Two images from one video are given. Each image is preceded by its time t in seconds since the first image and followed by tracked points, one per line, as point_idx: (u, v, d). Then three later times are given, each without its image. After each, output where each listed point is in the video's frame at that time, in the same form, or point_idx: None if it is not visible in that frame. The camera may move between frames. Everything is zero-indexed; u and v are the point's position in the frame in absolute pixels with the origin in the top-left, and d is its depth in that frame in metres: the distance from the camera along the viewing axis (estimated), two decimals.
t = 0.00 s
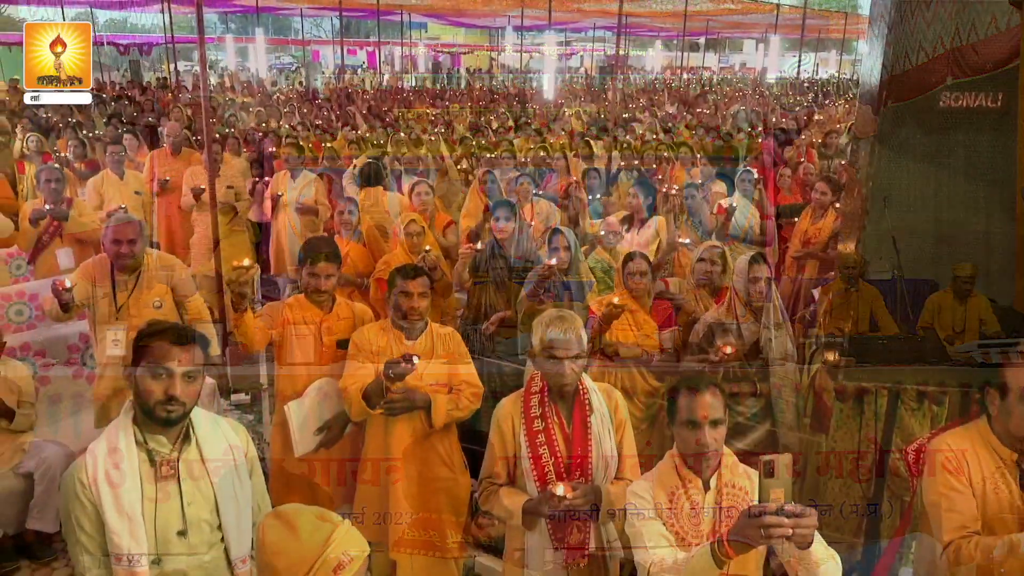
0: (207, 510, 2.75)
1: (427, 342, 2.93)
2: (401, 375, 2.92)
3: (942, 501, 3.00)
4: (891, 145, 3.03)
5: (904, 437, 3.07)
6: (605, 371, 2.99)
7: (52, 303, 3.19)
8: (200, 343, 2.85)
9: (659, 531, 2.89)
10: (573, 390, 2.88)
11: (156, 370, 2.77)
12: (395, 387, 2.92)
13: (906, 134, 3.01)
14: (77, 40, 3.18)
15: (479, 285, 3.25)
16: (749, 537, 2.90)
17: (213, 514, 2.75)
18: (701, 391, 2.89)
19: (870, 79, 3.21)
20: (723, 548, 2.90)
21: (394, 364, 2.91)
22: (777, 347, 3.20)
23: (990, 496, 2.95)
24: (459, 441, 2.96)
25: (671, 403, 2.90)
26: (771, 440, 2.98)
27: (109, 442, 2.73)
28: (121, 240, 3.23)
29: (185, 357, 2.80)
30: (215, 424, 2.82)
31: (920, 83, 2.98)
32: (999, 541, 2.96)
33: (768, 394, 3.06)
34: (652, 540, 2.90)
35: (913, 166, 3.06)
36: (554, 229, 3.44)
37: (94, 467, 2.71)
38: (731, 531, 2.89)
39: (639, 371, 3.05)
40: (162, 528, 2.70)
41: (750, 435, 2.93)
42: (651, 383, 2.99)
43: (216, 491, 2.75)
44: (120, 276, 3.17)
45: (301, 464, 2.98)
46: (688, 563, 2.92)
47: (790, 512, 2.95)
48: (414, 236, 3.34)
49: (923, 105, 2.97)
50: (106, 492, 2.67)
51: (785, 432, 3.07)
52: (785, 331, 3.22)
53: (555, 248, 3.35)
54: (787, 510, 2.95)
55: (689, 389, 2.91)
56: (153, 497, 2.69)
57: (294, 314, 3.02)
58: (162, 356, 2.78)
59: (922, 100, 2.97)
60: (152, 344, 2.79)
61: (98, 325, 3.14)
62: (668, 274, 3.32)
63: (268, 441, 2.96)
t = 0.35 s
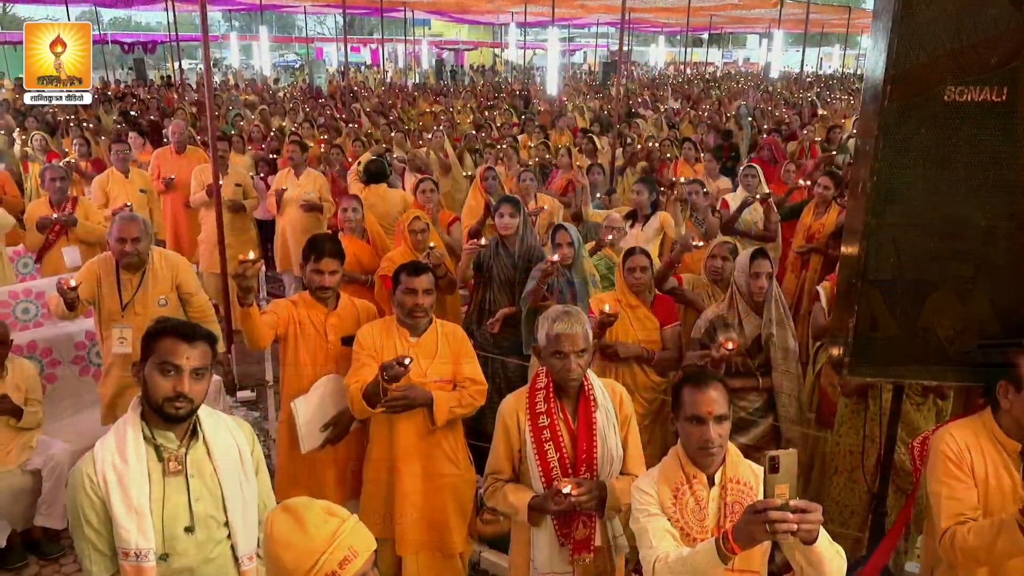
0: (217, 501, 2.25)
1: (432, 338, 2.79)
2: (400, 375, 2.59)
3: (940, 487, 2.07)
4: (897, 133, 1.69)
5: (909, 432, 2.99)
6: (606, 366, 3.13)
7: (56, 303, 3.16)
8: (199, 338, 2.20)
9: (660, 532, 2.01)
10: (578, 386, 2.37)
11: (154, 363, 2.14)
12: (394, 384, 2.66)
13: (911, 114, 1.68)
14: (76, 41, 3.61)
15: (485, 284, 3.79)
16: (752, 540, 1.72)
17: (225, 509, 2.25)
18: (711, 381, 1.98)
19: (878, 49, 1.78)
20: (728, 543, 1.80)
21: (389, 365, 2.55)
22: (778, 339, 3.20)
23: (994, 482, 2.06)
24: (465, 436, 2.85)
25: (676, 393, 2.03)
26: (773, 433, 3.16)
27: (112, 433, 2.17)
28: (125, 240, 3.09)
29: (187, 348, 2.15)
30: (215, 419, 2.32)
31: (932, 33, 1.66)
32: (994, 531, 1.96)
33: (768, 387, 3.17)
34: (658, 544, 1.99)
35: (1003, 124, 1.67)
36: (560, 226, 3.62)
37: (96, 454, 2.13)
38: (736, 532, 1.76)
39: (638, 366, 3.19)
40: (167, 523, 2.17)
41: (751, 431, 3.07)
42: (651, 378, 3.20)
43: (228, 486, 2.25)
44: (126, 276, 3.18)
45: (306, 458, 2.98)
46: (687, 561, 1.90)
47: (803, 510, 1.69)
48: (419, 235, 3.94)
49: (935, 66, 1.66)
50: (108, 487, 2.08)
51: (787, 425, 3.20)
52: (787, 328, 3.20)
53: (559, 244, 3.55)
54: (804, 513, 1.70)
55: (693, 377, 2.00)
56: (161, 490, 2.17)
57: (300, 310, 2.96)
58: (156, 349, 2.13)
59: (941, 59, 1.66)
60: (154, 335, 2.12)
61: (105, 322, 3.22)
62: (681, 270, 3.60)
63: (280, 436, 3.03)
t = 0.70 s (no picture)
0: (215, 500, 2.03)
1: (433, 336, 2.79)
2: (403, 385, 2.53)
3: (938, 486, 2.03)
4: (897, 136, 1.69)
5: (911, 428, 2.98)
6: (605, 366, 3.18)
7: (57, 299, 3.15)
8: (200, 335, 1.99)
9: (659, 528, 1.96)
10: (578, 383, 2.38)
11: (153, 361, 1.93)
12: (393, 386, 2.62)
13: (911, 116, 1.68)
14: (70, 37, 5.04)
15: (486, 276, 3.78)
16: (753, 539, 1.67)
17: (224, 508, 2.03)
18: (711, 377, 1.99)
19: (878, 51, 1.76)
20: (729, 540, 1.76)
21: (389, 375, 2.50)
22: (777, 335, 3.12)
23: (994, 484, 2.03)
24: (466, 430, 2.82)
25: (676, 391, 2.03)
26: (773, 430, 3.15)
27: (109, 428, 1.96)
28: (126, 236, 3.08)
29: (190, 345, 1.95)
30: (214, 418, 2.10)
31: (934, 37, 1.65)
32: (993, 537, 1.88)
33: (769, 384, 3.13)
34: (659, 541, 1.93)
35: (1003, 122, 1.68)
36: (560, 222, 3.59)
37: (92, 449, 1.91)
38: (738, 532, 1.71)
39: (638, 363, 3.20)
40: (163, 521, 1.95)
41: (752, 426, 3.14)
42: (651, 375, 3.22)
43: (227, 484, 2.04)
44: (126, 272, 3.19)
45: (305, 454, 2.96)
46: (687, 558, 1.84)
47: (803, 508, 1.64)
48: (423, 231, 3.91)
49: (933, 71, 1.66)
50: (107, 482, 1.86)
51: (787, 422, 3.11)
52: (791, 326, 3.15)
53: (560, 240, 3.54)
54: (803, 511, 1.64)
55: (693, 374, 2.01)
56: (157, 487, 1.96)
57: (301, 308, 2.95)
58: (158, 347, 1.93)
59: (940, 64, 1.65)
60: (155, 331, 1.93)
61: (105, 318, 3.20)
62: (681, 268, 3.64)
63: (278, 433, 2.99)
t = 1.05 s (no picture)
0: (207, 507, 2.02)
1: (433, 336, 2.79)
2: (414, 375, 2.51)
3: (943, 484, 2.03)
4: (896, 135, 1.69)
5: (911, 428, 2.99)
6: (605, 365, 3.18)
7: (57, 302, 3.15)
8: (186, 336, 2.00)
9: (651, 543, 1.95)
10: (577, 383, 2.38)
11: (138, 363, 1.93)
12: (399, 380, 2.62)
13: (910, 116, 1.68)
14: (77, 37, 5.07)
15: (485, 275, 3.80)
16: None
17: (215, 515, 2.01)
18: (714, 379, 2.00)
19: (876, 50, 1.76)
20: None
21: (401, 364, 2.48)
22: (775, 335, 3.11)
23: (996, 481, 2.03)
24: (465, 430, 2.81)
25: (677, 392, 2.03)
26: (773, 430, 3.16)
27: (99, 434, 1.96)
28: (125, 238, 3.08)
29: (176, 347, 1.96)
30: (207, 423, 2.10)
31: (932, 38, 1.65)
32: (1006, 530, 1.87)
33: (768, 384, 3.14)
34: (649, 559, 1.94)
35: (1001, 122, 1.68)
36: (558, 222, 3.60)
37: (82, 455, 1.92)
38: None
39: (636, 364, 3.21)
40: (152, 528, 1.95)
41: (752, 426, 3.15)
42: (650, 375, 3.23)
43: (218, 491, 2.03)
44: (125, 274, 3.19)
45: (305, 455, 2.96)
46: None
47: (797, 569, 1.58)
48: (421, 231, 3.94)
49: (932, 71, 1.66)
50: (94, 489, 1.86)
51: (785, 422, 3.11)
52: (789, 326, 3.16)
53: (558, 240, 3.55)
54: (796, 572, 1.58)
55: (695, 375, 2.02)
56: (146, 493, 1.96)
57: (300, 309, 2.95)
58: (143, 350, 1.94)
59: (938, 63, 1.66)
60: (141, 333, 1.94)
61: (105, 320, 3.21)
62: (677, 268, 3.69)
63: (277, 434, 2.98)
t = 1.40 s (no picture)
0: (205, 509, 2.02)
1: (435, 335, 2.78)
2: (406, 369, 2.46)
3: (936, 480, 2.03)
4: (897, 134, 1.69)
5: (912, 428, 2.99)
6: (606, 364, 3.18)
7: (59, 303, 3.17)
8: (181, 336, 2.00)
9: (643, 550, 1.99)
10: (579, 384, 2.37)
11: (134, 364, 1.94)
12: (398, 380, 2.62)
13: (910, 115, 1.68)
14: (77, 38, 5.12)
15: (486, 275, 3.81)
16: None
17: (213, 516, 2.01)
18: (721, 379, 2.00)
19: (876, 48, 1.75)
20: None
21: (395, 358, 2.44)
22: (776, 335, 3.11)
23: (992, 479, 2.03)
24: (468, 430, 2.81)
25: (684, 392, 2.04)
26: (774, 430, 3.16)
27: (97, 436, 1.97)
28: (126, 238, 3.08)
29: (173, 346, 1.96)
30: (204, 424, 2.09)
31: (932, 37, 1.64)
32: (987, 524, 1.87)
33: (769, 383, 3.13)
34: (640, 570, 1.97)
35: (1002, 120, 1.68)
36: (558, 222, 3.60)
37: (79, 458, 1.92)
38: None
39: (637, 364, 3.21)
40: (150, 530, 1.95)
41: (752, 426, 3.15)
42: (651, 374, 3.23)
43: (216, 492, 2.02)
44: (127, 274, 3.19)
45: (306, 455, 2.96)
46: None
47: None
48: (422, 231, 3.94)
49: (933, 70, 1.66)
50: (91, 492, 1.86)
51: (786, 421, 3.11)
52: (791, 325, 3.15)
53: (558, 240, 3.55)
54: None
55: (702, 375, 2.02)
56: (144, 496, 1.96)
57: (301, 308, 2.95)
58: (139, 350, 1.94)
59: (939, 62, 1.65)
60: (137, 333, 1.94)
61: (106, 321, 3.22)
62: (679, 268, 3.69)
63: (279, 433, 2.98)
